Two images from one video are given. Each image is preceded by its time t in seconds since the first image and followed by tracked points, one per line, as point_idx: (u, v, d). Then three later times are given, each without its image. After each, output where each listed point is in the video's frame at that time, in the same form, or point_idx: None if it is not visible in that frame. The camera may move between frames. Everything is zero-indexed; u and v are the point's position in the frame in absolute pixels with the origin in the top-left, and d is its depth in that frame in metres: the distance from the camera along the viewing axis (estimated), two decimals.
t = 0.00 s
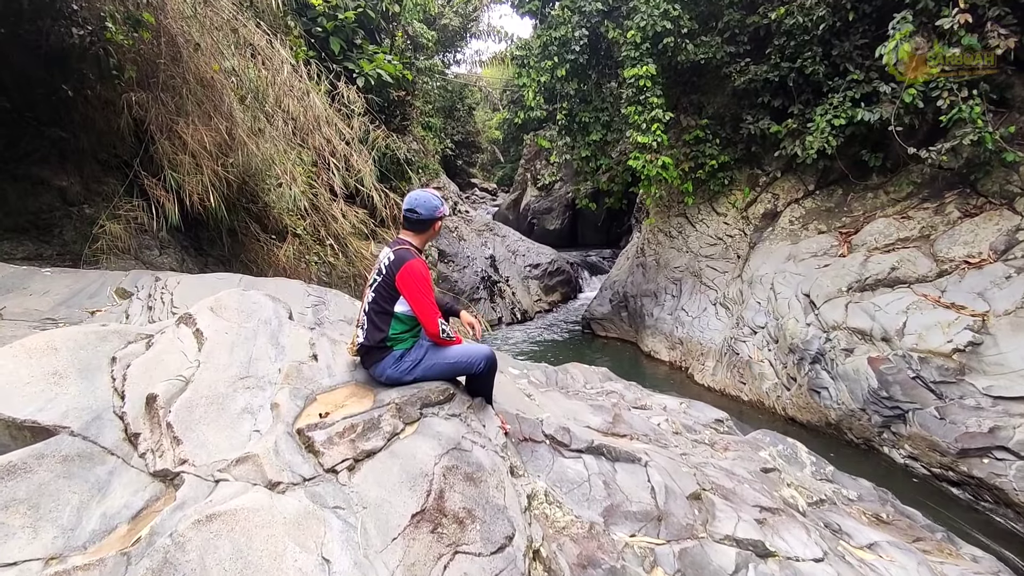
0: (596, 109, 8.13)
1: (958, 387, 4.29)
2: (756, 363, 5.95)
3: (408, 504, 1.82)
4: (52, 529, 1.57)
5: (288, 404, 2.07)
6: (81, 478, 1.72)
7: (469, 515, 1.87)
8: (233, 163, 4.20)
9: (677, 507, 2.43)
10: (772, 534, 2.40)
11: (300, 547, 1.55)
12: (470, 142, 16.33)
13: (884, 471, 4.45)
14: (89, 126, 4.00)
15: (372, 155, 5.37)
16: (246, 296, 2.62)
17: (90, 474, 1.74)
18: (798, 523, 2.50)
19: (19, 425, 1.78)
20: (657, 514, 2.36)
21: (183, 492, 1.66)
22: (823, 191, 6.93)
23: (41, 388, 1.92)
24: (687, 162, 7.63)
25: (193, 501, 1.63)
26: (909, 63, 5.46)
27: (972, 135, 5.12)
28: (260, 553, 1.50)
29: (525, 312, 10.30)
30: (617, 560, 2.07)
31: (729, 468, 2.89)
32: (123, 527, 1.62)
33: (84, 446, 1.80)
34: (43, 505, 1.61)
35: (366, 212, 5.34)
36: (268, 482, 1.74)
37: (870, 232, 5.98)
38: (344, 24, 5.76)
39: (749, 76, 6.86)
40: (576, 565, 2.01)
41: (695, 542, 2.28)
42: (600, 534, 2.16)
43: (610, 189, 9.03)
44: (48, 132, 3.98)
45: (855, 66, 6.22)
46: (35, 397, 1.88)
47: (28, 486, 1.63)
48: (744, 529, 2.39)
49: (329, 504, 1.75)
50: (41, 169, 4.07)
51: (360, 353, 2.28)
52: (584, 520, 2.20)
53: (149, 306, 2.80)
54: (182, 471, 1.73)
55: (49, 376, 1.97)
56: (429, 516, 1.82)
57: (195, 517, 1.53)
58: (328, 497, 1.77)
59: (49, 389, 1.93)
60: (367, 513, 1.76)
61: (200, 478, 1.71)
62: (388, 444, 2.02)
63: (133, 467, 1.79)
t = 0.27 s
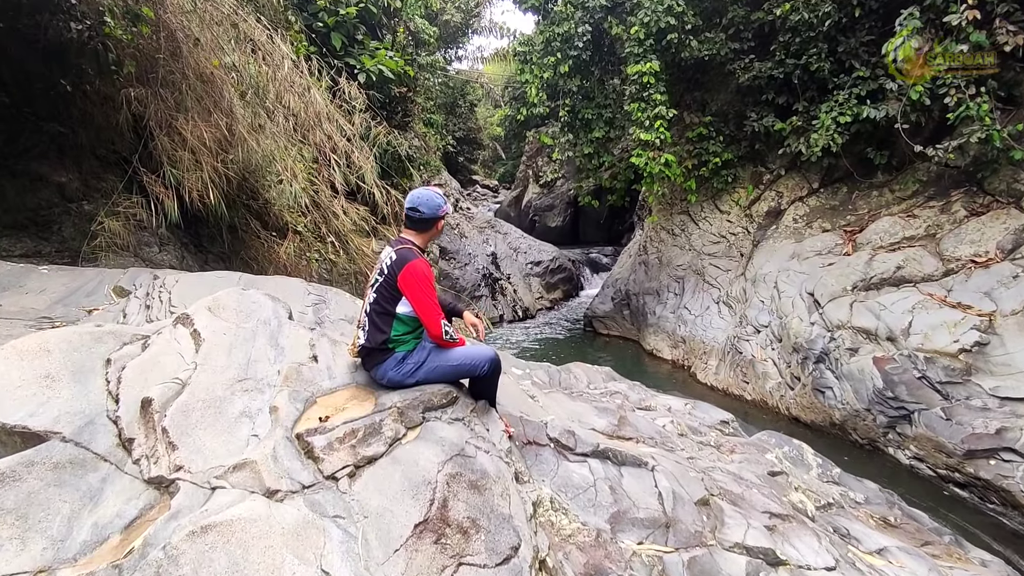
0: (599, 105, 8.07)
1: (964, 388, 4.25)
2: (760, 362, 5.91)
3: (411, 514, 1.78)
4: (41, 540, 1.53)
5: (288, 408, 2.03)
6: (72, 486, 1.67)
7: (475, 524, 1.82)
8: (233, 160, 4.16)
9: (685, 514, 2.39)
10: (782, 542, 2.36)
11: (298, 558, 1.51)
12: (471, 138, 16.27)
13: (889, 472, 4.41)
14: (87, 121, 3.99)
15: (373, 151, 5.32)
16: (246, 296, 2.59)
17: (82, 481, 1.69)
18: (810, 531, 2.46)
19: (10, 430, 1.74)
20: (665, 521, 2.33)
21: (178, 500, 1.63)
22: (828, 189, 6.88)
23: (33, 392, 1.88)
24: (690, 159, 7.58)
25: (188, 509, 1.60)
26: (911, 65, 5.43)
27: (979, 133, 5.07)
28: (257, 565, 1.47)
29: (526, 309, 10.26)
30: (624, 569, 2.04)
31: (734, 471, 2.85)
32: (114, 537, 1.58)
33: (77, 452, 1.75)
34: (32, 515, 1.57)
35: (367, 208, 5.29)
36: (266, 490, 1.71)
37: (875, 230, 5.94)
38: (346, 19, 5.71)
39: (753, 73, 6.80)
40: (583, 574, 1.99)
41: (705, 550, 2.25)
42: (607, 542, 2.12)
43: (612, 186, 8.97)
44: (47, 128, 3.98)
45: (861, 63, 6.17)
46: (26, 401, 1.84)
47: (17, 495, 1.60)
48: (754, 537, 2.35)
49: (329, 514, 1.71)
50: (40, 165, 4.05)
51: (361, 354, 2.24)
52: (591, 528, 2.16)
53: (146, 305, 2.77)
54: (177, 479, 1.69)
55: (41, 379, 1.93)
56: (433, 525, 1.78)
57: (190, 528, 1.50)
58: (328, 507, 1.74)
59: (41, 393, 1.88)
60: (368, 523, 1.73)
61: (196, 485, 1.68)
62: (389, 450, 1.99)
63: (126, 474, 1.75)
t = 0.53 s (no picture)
0: (600, 100, 8.00)
1: (970, 387, 4.21)
2: (763, 359, 5.86)
3: (414, 526, 1.72)
4: (20, 557, 1.44)
5: (284, 412, 2.00)
6: (54, 498, 1.59)
7: (480, 536, 1.77)
8: (230, 154, 4.11)
9: (697, 521, 2.33)
10: (795, 549, 2.30)
11: (293, 572, 1.45)
12: (470, 134, 16.18)
13: (894, 471, 4.36)
14: (82, 114, 3.88)
15: (373, 146, 5.25)
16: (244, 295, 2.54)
17: (65, 493, 1.61)
18: (825, 538, 2.39)
19: None
20: (676, 529, 2.25)
21: (169, 511, 1.57)
22: (831, 185, 6.82)
23: (16, 397, 1.78)
24: (693, 155, 7.52)
25: (178, 521, 1.54)
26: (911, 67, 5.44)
27: (985, 128, 4.98)
28: None
29: (526, 306, 10.21)
30: None
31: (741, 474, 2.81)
32: (101, 553, 1.50)
33: (61, 461, 1.67)
34: (10, 530, 1.47)
35: (366, 204, 5.23)
36: (260, 500, 1.65)
37: (880, 227, 5.88)
38: (344, 13, 5.64)
39: (756, 68, 6.73)
40: None
41: (718, 559, 2.17)
42: (617, 553, 2.04)
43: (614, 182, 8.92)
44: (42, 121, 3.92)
45: (865, 58, 6.10)
46: (8, 407, 1.74)
47: None
48: (768, 545, 2.28)
49: (327, 526, 1.66)
50: (36, 159, 3.97)
51: (361, 355, 2.19)
52: (600, 537, 2.09)
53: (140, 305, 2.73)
54: (167, 488, 1.64)
55: (25, 383, 1.83)
56: (437, 538, 1.72)
57: (182, 540, 1.43)
58: (326, 518, 1.68)
59: (24, 398, 1.79)
60: (368, 535, 1.67)
61: (188, 495, 1.62)
62: (390, 457, 1.94)
63: (114, 484, 1.67)
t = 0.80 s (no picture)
0: (601, 95, 7.93)
1: (975, 384, 4.16)
2: (765, 356, 5.81)
3: (420, 545, 1.66)
4: None
5: (281, 419, 1.94)
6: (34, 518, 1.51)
7: (489, 555, 1.71)
8: (226, 149, 4.03)
9: (712, 531, 2.25)
10: (813, 559, 2.23)
11: None
12: (469, 129, 16.08)
13: (899, 470, 4.32)
14: (75, 110, 3.81)
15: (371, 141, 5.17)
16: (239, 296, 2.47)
17: (46, 512, 1.53)
18: (845, 549, 2.30)
19: None
20: (690, 540, 2.17)
21: (159, 529, 1.51)
22: (834, 180, 6.77)
23: None
24: (694, 150, 7.46)
25: (169, 540, 1.48)
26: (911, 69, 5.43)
27: (992, 123, 4.93)
28: None
29: (526, 302, 10.16)
30: None
31: (749, 478, 2.75)
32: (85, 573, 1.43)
33: (43, 477, 1.60)
34: None
35: (365, 200, 5.16)
36: (256, 517, 1.59)
37: (883, 222, 5.83)
38: (342, 5, 5.55)
39: (759, 61, 6.64)
40: None
41: (734, 571, 2.10)
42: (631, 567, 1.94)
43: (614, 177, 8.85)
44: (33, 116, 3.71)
45: (870, 52, 6.03)
46: None
47: None
48: (786, 556, 2.20)
49: (328, 545, 1.59)
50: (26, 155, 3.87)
51: (362, 359, 2.12)
52: (613, 551, 1.99)
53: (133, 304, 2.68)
54: (157, 504, 1.58)
55: (7, 394, 1.77)
56: (444, 558, 1.66)
57: (170, 566, 1.37)
58: (326, 536, 1.62)
59: (5, 409, 1.72)
60: (371, 554, 1.60)
61: (178, 511, 1.57)
62: (393, 468, 1.88)
63: (100, 501, 1.60)
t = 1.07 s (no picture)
0: (600, 90, 7.87)
1: (977, 381, 4.13)
2: (765, 353, 5.79)
3: (424, 563, 1.63)
4: None
5: (278, 427, 1.89)
6: (16, 538, 1.48)
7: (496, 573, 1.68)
8: (221, 145, 3.97)
9: (723, 539, 2.20)
10: (826, 566, 2.18)
11: None
12: (466, 124, 16.00)
13: (900, 467, 4.29)
14: (64, 104, 3.74)
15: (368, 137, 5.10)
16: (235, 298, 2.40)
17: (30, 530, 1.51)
18: (858, 556, 2.25)
19: None
20: (701, 549, 2.11)
21: (149, 548, 1.46)
22: (834, 176, 6.73)
23: None
24: (693, 146, 7.42)
25: (159, 560, 1.44)
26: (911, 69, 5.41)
27: (994, 118, 4.89)
28: None
29: (524, 298, 10.12)
30: None
31: (753, 480, 2.72)
32: None
33: (26, 495, 1.57)
34: None
35: (362, 197, 5.09)
36: (252, 535, 1.55)
37: (884, 218, 5.80)
38: None
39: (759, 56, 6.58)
40: None
41: None
42: None
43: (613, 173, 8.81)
44: (21, 111, 3.71)
45: (871, 46, 5.99)
46: None
47: None
48: (799, 565, 2.15)
49: (327, 564, 1.55)
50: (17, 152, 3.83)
51: (361, 364, 2.06)
52: (621, 562, 1.94)
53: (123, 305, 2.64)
54: (147, 522, 1.53)
55: None
56: None
57: None
58: (326, 554, 1.57)
59: None
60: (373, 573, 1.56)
61: (169, 529, 1.52)
62: (394, 480, 1.83)
63: (87, 517, 1.57)
